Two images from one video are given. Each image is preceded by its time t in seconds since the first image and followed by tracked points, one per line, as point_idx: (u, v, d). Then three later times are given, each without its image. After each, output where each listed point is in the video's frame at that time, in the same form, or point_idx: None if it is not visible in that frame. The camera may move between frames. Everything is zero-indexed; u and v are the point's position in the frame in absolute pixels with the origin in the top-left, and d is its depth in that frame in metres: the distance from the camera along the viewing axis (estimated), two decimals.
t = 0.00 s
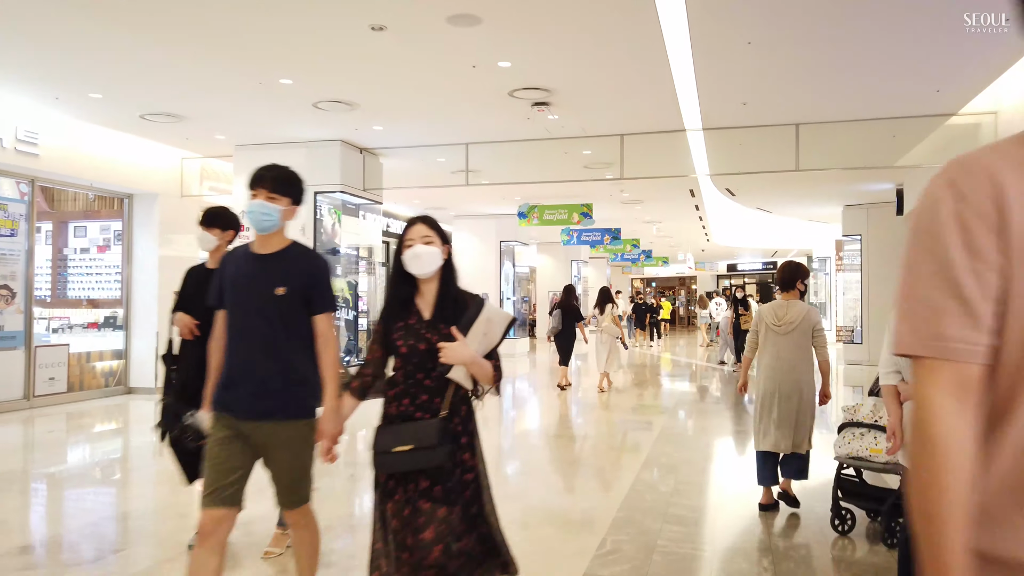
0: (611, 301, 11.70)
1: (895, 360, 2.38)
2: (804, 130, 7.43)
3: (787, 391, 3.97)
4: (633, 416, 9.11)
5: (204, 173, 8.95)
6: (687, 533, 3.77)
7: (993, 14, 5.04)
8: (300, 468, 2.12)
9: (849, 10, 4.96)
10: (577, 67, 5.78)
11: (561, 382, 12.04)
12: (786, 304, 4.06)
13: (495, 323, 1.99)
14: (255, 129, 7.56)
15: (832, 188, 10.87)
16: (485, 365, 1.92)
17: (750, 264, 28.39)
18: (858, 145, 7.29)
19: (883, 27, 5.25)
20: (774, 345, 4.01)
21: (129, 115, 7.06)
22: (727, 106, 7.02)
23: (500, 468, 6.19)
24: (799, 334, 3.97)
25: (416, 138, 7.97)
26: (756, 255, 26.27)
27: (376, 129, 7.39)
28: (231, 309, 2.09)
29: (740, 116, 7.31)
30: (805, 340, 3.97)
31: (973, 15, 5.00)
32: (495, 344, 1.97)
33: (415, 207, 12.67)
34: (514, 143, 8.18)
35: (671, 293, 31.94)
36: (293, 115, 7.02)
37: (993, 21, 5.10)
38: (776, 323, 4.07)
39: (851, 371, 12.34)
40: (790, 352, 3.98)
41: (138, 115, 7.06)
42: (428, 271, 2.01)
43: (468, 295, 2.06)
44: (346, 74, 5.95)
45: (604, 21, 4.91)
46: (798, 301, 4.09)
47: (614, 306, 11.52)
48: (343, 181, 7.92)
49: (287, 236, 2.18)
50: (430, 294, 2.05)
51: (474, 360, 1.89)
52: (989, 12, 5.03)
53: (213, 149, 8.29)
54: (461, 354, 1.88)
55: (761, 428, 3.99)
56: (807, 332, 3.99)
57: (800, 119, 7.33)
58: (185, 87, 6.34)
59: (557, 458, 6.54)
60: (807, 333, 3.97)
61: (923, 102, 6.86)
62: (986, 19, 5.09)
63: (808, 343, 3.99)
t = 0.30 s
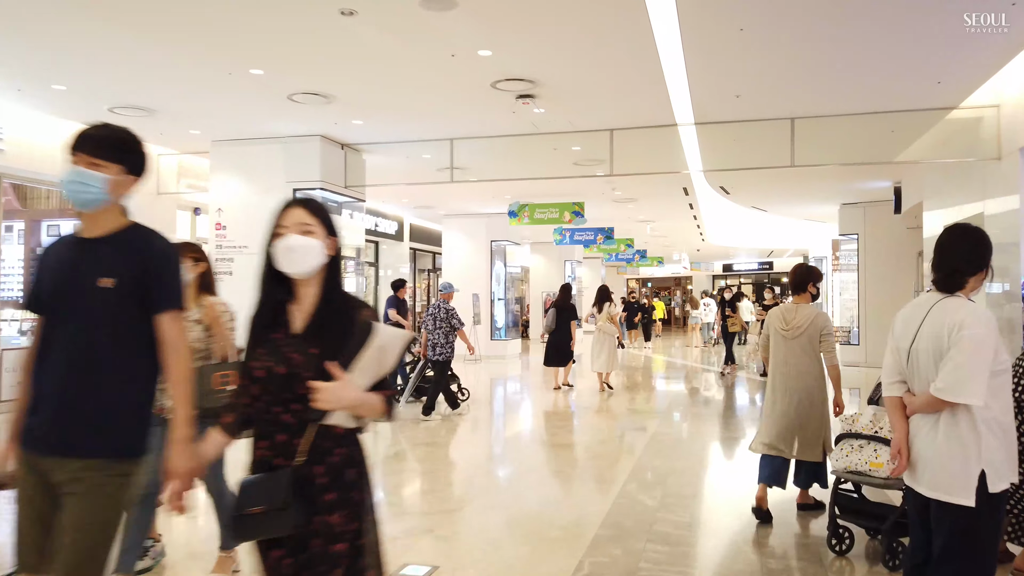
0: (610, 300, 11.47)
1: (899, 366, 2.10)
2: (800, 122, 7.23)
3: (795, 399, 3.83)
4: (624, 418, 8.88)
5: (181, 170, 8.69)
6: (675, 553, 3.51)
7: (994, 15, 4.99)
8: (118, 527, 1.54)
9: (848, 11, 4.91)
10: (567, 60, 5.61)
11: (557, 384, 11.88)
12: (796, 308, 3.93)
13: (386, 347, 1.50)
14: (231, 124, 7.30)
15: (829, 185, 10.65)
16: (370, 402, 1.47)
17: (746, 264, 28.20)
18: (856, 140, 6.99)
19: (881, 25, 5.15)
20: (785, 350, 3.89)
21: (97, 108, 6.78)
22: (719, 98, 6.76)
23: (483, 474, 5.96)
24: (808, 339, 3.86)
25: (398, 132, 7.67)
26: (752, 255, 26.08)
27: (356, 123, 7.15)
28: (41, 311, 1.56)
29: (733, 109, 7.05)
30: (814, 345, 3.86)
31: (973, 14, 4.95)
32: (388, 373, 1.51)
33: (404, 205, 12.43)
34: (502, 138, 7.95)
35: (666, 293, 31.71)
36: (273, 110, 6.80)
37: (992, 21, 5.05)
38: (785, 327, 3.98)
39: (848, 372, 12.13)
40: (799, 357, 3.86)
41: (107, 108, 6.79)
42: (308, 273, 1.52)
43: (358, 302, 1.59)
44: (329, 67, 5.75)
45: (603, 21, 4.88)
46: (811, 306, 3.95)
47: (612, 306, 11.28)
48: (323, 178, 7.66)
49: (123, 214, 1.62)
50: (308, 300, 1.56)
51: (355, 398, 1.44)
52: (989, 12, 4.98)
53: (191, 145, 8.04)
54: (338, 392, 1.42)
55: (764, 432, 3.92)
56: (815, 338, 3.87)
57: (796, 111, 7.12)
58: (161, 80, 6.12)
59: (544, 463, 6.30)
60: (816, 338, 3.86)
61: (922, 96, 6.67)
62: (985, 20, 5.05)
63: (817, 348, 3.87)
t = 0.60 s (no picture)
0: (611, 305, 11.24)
1: (908, 386, 1.83)
2: (796, 118, 6.98)
3: (813, 407, 3.64)
4: (615, 424, 8.61)
5: (155, 166, 8.44)
6: None
7: (994, 15, 4.89)
8: None
9: (847, 12, 4.82)
10: (554, 52, 5.36)
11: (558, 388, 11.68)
12: (813, 310, 3.75)
13: (128, 347, 0.89)
14: (204, 119, 7.01)
15: (826, 185, 10.41)
16: (97, 428, 0.88)
17: (741, 265, 28.01)
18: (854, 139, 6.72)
19: (882, 22, 5.00)
20: (799, 355, 3.71)
21: (60, 101, 6.48)
22: (711, 92, 6.48)
23: (466, 485, 5.67)
24: (823, 342, 3.65)
25: (378, 129, 7.40)
26: (748, 257, 25.86)
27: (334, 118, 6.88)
28: None
29: (726, 103, 6.78)
30: (828, 348, 3.64)
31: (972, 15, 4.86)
32: (145, 391, 0.91)
33: (390, 204, 12.13)
34: (487, 135, 7.68)
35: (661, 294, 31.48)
36: (248, 104, 6.52)
37: (992, 22, 4.95)
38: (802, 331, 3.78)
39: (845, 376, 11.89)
40: (814, 362, 3.66)
41: (71, 101, 6.49)
42: (65, 259, 0.98)
43: (154, 301, 1.10)
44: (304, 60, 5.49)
45: (606, 21, 4.81)
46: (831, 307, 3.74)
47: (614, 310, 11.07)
48: (301, 175, 7.35)
49: None
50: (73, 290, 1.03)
51: (65, 423, 0.85)
52: (989, 12, 4.88)
53: (163, 141, 7.74)
54: (28, 410, 0.85)
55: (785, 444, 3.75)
56: (832, 341, 3.65)
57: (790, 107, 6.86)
58: (129, 73, 5.85)
59: (528, 473, 6.02)
60: (832, 341, 3.64)
61: (921, 92, 6.43)
62: (985, 20, 4.95)
63: (833, 352, 3.64)
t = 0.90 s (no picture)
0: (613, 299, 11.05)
1: (933, 384, 1.55)
2: (794, 108, 6.70)
3: (840, 408, 3.40)
4: (609, 424, 8.33)
5: (131, 157, 8.17)
6: None
7: (993, 15, 4.95)
8: None
9: None
10: (541, 34, 5.11)
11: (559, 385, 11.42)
12: (845, 307, 3.51)
13: None
14: (175, 106, 6.70)
15: (824, 179, 10.16)
16: None
17: (738, 265, 27.81)
18: (855, 128, 6.46)
19: (888, 4, 4.77)
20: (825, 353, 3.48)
21: (23, 86, 6.17)
22: (706, 77, 6.19)
23: (447, 489, 5.38)
24: (849, 339, 3.39)
25: (359, 118, 7.11)
26: (744, 256, 25.63)
27: (312, 106, 6.61)
28: None
29: (721, 89, 6.48)
30: (854, 347, 3.37)
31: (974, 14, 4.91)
32: None
33: (379, 198, 11.84)
34: (474, 125, 7.40)
35: (658, 294, 31.23)
36: (219, 89, 6.22)
37: (992, 23, 5.01)
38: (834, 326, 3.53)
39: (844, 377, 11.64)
40: (842, 361, 3.42)
41: (35, 87, 6.18)
42: None
43: None
44: (280, 42, 5.23)
45: None
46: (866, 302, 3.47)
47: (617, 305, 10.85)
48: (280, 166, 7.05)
49: None
50: None
51: None
52: (990, 13, 4.95)
53: (135, 130, 7.44)
54: None
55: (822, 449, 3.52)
56: (862, 338, 3.37)
57: (789, 94, 6.59)
58: (97, 58, 5.57)
59: (515, 476, 5.75)
60: (859, 339, 3.37)
61: (924, 78, 6.19)
62: (985, 21, 5.02)
63: (862, 350, 3.36)
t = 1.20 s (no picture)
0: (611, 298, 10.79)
1: (956, 411, 1.30)
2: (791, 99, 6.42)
3: (865, 411, 3.30)
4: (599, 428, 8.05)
5: (103, 149, 7.83)
6: None
7: (994, 15, 4.90)
8: None
9: None
10: (524, 19, 4.83)
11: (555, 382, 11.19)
12: (885, 306, 3.35)
13: None
14: (143, 96, 6.40)
15: (821, 175, 9.88)
16: None
17: (733, 263, 27.58)
18: (854, 118, 6.15)
19: None
20: (857, 352, 3.36)
21: None
22: (699, 66, 5.90)
23: (423, 498, 5.10)
24: (876, 338, 3.26)
25: (338, 109, 6.82)
26: (740, 254, 25.39)
27: (287, 96, 6.32)
28: None
29: (714, 79, 6.21)
30: (882, 347, 3.23)
31: (975, 14, 4.85)
32: None
33: (365, 195, 11.54)
34: (458, 118, 7.12)
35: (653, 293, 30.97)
36: (188, 78, 5.92)
37: (994, 24, 4.96)
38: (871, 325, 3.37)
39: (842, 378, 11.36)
40: (871, 361, 3.28)
41: None
42: None
43: None
44: (247, 27, 4.93)
45: None
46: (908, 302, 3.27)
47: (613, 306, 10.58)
48: (255, 159, 6.77)
49: None
50: None
51: None
52: (990, 12, 4.89)
53: (105, 122, 7.13)
54: None
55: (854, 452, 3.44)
56: (891, 338, 3.22)
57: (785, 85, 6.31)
58: (55, 45, 5.26)
59: (499, 483, 5.46)
60: (887, 339, 3.22)
61: (928, 66, 5.91)
62: (985, 22, 4.96)
63: (888, 350, 3.21)
